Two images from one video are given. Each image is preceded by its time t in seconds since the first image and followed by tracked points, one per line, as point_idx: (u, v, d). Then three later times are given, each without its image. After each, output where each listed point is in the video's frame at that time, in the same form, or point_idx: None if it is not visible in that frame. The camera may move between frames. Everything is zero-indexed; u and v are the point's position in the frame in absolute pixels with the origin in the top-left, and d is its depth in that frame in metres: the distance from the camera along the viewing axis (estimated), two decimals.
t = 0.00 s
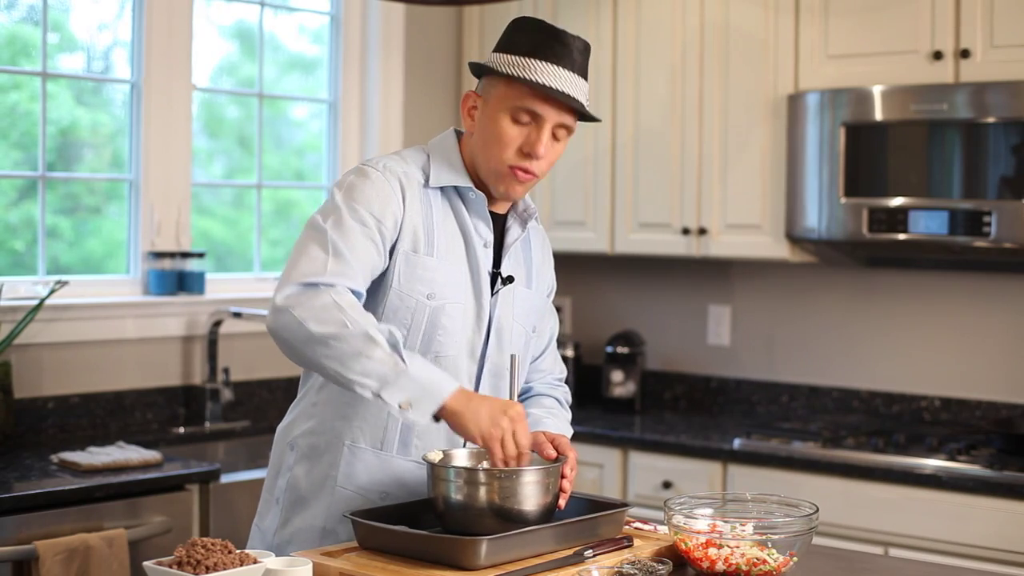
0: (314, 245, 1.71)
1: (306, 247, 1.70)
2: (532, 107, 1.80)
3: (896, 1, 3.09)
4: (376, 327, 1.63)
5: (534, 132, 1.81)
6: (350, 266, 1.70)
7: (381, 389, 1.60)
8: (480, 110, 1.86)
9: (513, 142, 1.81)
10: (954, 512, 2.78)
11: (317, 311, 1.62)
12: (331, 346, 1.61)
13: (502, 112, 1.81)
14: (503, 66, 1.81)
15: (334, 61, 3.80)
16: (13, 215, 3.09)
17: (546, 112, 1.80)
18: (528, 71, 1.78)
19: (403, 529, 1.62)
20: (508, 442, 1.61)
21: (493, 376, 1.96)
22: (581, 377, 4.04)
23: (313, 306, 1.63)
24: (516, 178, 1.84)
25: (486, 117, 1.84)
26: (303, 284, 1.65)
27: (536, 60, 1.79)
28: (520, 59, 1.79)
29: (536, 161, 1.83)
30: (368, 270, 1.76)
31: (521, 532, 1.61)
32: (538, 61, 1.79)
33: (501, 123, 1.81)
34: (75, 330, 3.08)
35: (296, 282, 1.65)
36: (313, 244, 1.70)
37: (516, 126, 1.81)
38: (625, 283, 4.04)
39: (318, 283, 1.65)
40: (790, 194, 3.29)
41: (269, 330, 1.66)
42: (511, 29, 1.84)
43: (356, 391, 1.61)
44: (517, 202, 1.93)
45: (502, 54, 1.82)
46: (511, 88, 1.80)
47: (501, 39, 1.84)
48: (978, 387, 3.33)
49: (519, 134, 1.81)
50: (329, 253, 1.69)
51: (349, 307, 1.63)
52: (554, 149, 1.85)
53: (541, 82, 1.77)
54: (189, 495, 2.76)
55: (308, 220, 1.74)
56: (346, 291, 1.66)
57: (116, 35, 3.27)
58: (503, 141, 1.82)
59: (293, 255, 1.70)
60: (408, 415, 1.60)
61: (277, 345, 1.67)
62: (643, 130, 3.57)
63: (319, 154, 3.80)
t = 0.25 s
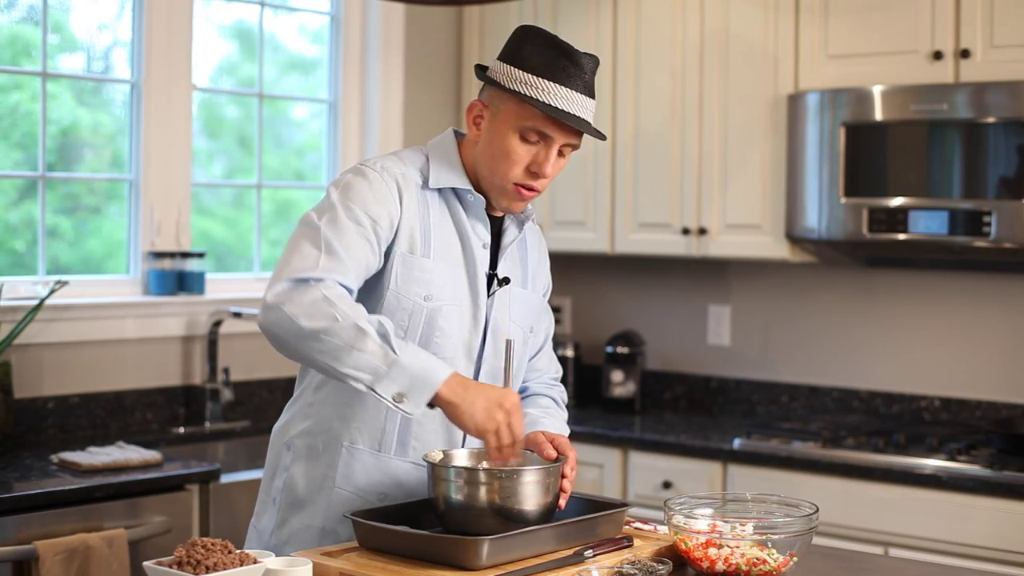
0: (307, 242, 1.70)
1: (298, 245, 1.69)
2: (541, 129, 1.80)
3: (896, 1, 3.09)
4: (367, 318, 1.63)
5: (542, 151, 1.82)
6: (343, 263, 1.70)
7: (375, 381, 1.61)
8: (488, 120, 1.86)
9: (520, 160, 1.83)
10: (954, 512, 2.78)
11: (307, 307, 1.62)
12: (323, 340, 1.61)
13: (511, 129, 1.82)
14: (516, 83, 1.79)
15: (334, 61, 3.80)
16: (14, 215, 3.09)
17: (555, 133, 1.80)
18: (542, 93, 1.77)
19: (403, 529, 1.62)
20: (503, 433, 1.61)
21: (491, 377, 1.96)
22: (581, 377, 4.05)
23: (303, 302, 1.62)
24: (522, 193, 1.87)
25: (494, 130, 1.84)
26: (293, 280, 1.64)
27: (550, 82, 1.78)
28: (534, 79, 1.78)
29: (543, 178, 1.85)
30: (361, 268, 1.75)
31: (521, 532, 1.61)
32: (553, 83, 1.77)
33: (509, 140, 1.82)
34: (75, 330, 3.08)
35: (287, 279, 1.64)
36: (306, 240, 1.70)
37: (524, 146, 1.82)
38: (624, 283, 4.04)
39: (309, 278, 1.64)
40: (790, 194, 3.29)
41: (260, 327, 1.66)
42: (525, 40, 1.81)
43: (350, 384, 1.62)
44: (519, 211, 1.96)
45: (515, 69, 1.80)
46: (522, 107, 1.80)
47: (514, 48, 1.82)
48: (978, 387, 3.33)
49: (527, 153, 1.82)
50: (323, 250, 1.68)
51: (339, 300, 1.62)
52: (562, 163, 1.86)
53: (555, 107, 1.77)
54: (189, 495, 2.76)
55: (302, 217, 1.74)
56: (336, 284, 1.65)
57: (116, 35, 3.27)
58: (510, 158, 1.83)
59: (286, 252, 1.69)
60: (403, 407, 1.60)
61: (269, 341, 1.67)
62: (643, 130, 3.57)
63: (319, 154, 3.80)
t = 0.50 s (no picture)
0: (308, 232, 1.70)
1: (300, 236, 1.69)
2: (543, 131, 1.80)
3: (896, 1, 3.09)
4: (366, 317, 1.62)
5: (543, 153, 1.82)
6: (343, 260, 1.70)
7: (369, 380, 1.60)
8: (491, 120, 1.86)
9: (521, 161, 1.83)
10: (954, 512, 2.78)
11: (305, 300, 1.61)
12: (320, 335, 1.60)
13: (513, 131, 1.82)
14: (520, 85, 1.78)
15: (335, 61, 3.80)
16: (14, 215, 3.09)
17: (557, 136, 1.80)
18: (546, 96, 1.77)
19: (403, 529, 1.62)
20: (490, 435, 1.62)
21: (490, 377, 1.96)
22: (581, 377, 4.04)
23: (301, 295, 1.61)
24: (521, 195, 1.87)
25: (496, 130, 1.84)
26: (293, 273, 1.63)
27: (554, 84, 1.77)
28: (538, 81, 1.77)
29: (543, 181, 1.85)
30: (360, 265, 1.75)
31: (521, 532, 1.61)
32: (557, 86, 1.77)
33: (511, 142, 1.82)
34: (75, 330, 3.08)
35: (286, 271, 1.64)
36: (308, 231, 1.70)
37: (526, 147, 1.82)
38: (625, 283, 4.04)
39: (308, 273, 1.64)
40: (790, 194, 3.29)
41: (254, 317, 1.65)
42: (530, 43, 1.81)
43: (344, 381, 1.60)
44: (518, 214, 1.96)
45: (519, 70, 1.79)
46: (525, 109, 1.80)
47: (518, 49, 1.81)
48: (978, 387, 3.33)
49: (528, 155, 1.82)
50: (324, 243, 1.68)
51: (339, 297, 1.62)
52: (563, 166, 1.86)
53: (559, 110, 1.77)
54: (189, 495, 2.76)
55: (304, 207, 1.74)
56: (335, 282, 1.65)
57: (116, 35, 3.27)
58: (512, 160, 1.83)
59: (285, 241, 1.69)
60: (395, 407, 1.59)
61: (263, 332, 1.66)
62: (643, 130, 3.57)
63: (319, 154, 3.80)
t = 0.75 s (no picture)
0: (308, 229, 1.71)
1: (299, 232, 1.70)
2: (552, 137, 1.80)
3: (896, 1, 3.09)
4: (359, 310, 1.62)
5: (550, 159, 1.82)
6: (342, 256, 1.70)
7: (360, 372, 1.60)
8: (502, 124, 1.86)
9: (529, 166, 1.83)
10: (954, 512, 2.78)
11: (299, 294, 1.61)
12: (314, 329, 1.60)
13: (522, 135, 1.82)
14: (532, 90, 1.78)
15: (334, 61, 3.80)
16: (15, 215, 3.09)
17: (566, 143, 1.80)
18: (557, 101, 1.77)
19: (402, 528, 1.62)
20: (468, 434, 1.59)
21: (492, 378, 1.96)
22: (581, 377, 4.05)
23: (295, 288, 1.62)
24: (527, 201, 1.87)
25: (506, 134, 1.84)
26: (288, 266, 1.64)
27: (566, 91, 1.77)
28: (550, 87, 1.77)
29: (550, 186, 1.85)
30: (361, 263, 1.74)
31: (520, 532, 1.61)
32: (568, 93, 1.77)
33: (520, 146, 1.82)
34: (75, 330, 3.08)
35: (281, 263, 1.64)
36: (307, 227, 1.70)
37: (534, 152, 1.82)
38: (625, 283, 4.04)
39: (304, 265, 1.64)
40: (790, 194, 3.29)
41: (250, 308, 1.65)
42: (544, 49, 1.80)
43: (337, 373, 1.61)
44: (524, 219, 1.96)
45: (532, 76, 1.79)
46: (536, 113, 1.80)
47: (532, 56, 1.81)
48: (978, 387, 3.33)
49: (537, 160, 1.82)
50: (322, 240, 1.68)
51: (333, 291, 1.62)
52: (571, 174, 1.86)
53: (569, 117, 1.76)
54: (189, 495, 2.76)
55: (309, 203, 1.74)
56: (329, 274, 1.65)
57: (116, 35, 3.26)
58: (520, 164, 1.83)
59: (285, 236, 1.70)
60: (385, 400, 1.59)
61: (258, 323, 1.67)
62: (643, 130, 3.57)
63: (319, 154, 3.80)
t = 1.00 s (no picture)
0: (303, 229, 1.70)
1: (294, 231, 1.69)
2: (562, 141, 1.80)
3: (896, 1, 3.09)
4: (355, 292, 1.61)
5: (558, 164, 1.82)
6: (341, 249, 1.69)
7: (364, 353, 1.60)
8: (510, 127, 1.85)
9: (536, 170, 1.82)
10: (954, 512, 2.78)
11: (296, 283, 1.61)
12: (313, 316, 1.60)
13: (531, 139, 1.81)
14: (543, 95, 1.79)
15: (334, 61, 3.80)
16: (15, 215, 3.09)
17: (574, 148, 1.80)
18: (567, 107, 1.77)
19: (402, 528, 1.62)
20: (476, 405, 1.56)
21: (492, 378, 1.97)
22: (581, 377, 4.05)
23: (292, 279, 1.61)
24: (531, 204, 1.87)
25: (514, 137, 1.84)
26: (283, 259, 1.64)
27: (575, 97, 1.78)
28: (560, 93, 1.78)
29: (555, 192, 1.85)
30: (361, 259, 1.74)
31: (520, 532, 1.61)
32: (578, 99, 1.78)
33: (528, 149, 1.82)
34: (75, 330, 3.08)
35: (276, 258, 1.64)
36: (301, 227, 1.69)
37: (542, 156, 1.82)
38: (625, 283, 4.04)
39: (299, 257, 1.63)
40: (790, 194, 3.29)
41: (250, 305, 1.65)
42: (554, 56, 1.81)
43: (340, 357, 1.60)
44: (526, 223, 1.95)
45: (542, 81, 1.79)
46: (546, 117, 1.80)
47: (542, 62, 1.82)
48: (978, 387, 3.33)
49: (543, 165, 1.82)
50: (317, 235, 1.68)
51: (328, 277, 1.61)
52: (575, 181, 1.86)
53: (578, 122, 1.77)
54: (189, 495, 2.76)
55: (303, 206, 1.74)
56: (325, 263, 1.64)
57: (116, 35, 3.26)
58: (526, 167, 1.83)
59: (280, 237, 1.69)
60: (393, 377, 1.60)
61: (261, 319, 1.67)
62: (643, 130, 3.57)
63: (319, 154, 3.80)
